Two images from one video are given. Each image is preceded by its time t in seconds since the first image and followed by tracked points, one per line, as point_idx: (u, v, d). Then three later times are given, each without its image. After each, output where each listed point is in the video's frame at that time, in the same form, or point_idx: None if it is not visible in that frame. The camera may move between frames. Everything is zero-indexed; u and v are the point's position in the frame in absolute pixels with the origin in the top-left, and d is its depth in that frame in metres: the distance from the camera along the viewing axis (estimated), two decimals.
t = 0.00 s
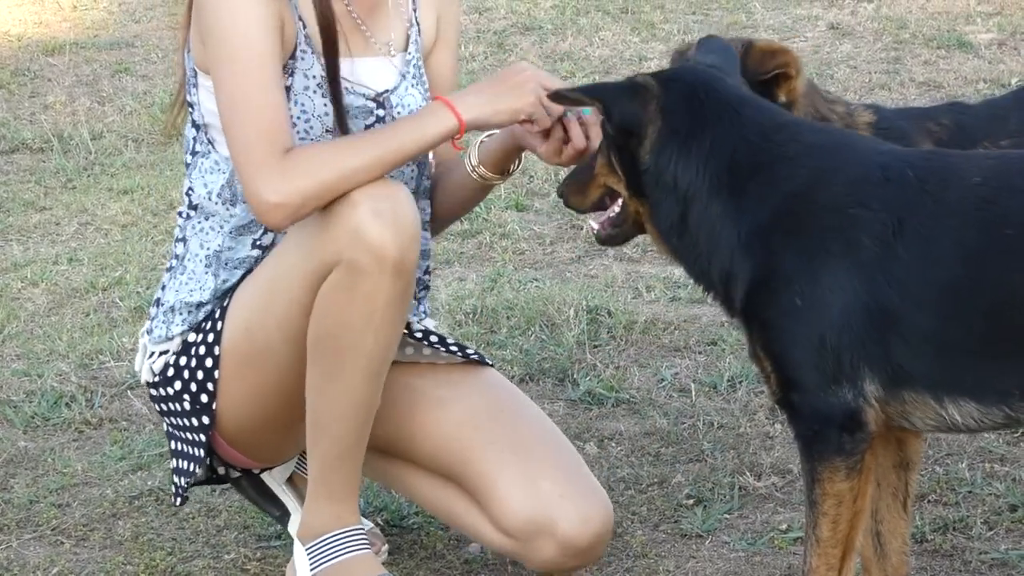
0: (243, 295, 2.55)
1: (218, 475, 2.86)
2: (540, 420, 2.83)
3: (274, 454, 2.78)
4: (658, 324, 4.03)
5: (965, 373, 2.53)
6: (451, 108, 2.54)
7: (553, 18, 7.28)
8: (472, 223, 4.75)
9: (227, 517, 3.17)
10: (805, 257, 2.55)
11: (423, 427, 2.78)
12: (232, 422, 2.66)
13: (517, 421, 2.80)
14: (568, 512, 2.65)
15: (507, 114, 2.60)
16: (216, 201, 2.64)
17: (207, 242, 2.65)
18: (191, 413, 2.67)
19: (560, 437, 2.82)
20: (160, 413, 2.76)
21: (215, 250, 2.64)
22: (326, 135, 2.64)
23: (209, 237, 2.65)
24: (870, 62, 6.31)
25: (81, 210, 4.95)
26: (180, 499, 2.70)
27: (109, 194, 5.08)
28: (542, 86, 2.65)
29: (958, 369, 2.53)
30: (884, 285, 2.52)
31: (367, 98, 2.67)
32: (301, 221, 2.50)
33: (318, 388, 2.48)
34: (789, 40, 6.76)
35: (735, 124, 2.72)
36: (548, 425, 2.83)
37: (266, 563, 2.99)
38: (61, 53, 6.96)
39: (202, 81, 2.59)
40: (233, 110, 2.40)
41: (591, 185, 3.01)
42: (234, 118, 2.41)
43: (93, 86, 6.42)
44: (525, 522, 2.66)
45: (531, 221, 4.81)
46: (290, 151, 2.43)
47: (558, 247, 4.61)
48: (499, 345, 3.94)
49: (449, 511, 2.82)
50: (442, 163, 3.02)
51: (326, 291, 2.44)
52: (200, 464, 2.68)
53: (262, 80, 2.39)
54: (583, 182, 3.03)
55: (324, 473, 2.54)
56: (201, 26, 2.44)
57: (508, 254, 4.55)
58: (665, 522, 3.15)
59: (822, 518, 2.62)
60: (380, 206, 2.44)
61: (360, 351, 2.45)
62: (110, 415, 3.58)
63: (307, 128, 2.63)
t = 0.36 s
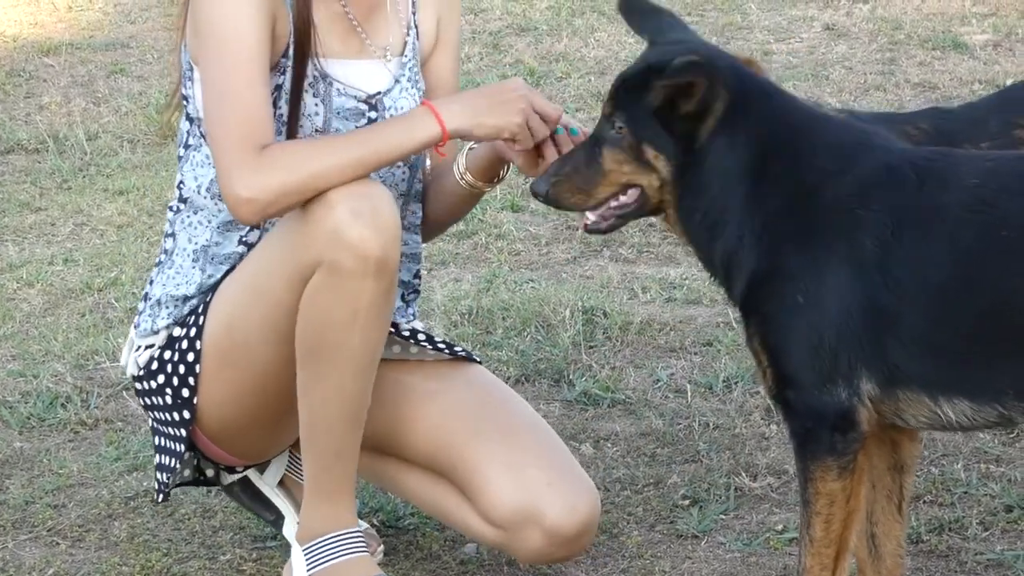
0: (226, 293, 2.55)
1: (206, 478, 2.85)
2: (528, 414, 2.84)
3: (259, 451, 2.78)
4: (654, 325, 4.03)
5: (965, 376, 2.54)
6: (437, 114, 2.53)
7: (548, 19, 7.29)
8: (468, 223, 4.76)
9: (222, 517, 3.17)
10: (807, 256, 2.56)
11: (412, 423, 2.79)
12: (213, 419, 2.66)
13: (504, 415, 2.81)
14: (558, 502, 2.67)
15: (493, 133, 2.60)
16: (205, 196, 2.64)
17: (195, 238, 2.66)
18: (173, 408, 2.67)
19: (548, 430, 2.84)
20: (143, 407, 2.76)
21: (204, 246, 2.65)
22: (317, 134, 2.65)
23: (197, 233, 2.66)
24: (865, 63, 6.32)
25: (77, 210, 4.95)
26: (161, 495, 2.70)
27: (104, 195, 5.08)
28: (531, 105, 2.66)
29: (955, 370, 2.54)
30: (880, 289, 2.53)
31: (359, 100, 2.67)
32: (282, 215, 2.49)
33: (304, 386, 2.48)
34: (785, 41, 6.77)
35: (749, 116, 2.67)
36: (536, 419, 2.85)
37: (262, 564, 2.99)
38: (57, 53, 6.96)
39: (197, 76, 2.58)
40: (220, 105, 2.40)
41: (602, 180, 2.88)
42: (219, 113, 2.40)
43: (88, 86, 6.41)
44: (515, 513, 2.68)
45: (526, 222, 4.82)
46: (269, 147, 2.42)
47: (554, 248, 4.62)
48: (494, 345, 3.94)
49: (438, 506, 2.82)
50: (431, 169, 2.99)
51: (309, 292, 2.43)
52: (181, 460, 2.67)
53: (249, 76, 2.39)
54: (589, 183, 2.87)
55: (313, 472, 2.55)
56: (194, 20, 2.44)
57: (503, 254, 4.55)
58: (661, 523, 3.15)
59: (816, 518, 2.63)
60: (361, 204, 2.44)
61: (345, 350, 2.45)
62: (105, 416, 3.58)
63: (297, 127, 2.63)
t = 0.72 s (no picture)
0: (226, 296, 2.55)
1: (198, 484, 2.85)
2: (527, 410, 2.85)
3: (258, 453, 2.79)
4: (651, 327, 4.03)
5: (966, 376, 2.65)
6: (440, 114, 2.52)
7: (544, 21, 7.28)
8: (464, 225, 4.76)
9: (219, 519, 3.17)
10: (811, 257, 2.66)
11: (411, 421, 2.79)
12: (211, 422, 2.66)
13: (504, 411, 2.81)
14: (561, 495, 2.68)
15: (496, 122, 2.57)
16: (205, 199, 2.65)
17: (192, 242, 2.66)
18: (171, 412, 2.68)
19: (547, 427, 2.84)
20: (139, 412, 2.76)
21: (201, 249, 2.65)
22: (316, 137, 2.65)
23: (194, 237, 2.66)
24: (861, 65, 6.32)
25: (73, 212, 4.95)
26: (156, 501, 2.70)
27: (101, 197, 5.08)
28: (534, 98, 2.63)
29: (955, 370, 2.65)
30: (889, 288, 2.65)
31: (359, 103, 2.68)
32: (282, 218, 2.49)
33: (306, 387, 2.47)
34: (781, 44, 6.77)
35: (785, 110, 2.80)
36: (535, 416, 2.85)
37: (259, 566, 2.99)
38: (53, 55, 6.96)
39: (192, 78, 2.59)
40: (220, 109, 2.40)
41: (681, 169, 2.78)
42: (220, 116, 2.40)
43: (85, 89, 6.41)
44: (517, 508, 2.68)
45: (523, 224, 4.82)
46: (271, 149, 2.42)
47: (551, 249, 4.63)
48: (491, 347, 3.94)
49: (439, 505, 2.83)
50: (425, 173, 2.99)
51: (311, 292, 2.44)
52: (179, 464, 2.68)
53: (250, 78, 2.39)
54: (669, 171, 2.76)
55: (314, 474, 2.54)
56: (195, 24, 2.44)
57: (501, 256, 4.56)
58: (658, 525, 3.14)
59: (818, 518, 2.69)
60: (363, 207, 2.44)
61: (346, 350, 2.45)
62: (102, 417, 3.59)
63: (298, 129, 2.63)
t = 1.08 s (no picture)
0: (225, 299, 2.55)
1: (193, 486, 2.85)
2: (526, 410, 2.85)
3: (257, 456, 2.79)
4: (648, 328, 4.04)
5: (965, 375, 2.65)
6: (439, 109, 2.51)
7: (541, 24, 7.29)
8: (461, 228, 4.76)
9: (216, 521, 3.17)
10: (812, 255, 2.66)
11: (411, 422, 2.79)
12: (211, 425, 2.66)
13: (503, 411, 2.82)
14: (560, 494, 2.68)
15: (500, 109, 2.54)
16: (205, 203, 2.64)
17: (191, 245, 2.66)
18: (170, 416, 2.68)
19: (546, 426, 2.85)
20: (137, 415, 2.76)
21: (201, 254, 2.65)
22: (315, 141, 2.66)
23: (194, 240, 2.66)
24: (858, 67, 6.32)
25: (69, 215, 4.95)
26: (152, 504, 2.71)
27: (97, 200, 5.08)
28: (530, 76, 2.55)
29: (953, 370, 2.65)
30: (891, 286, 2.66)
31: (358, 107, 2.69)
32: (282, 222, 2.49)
33: (307, 390, 2.48)
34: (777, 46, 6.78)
35: (791, 109, 2.79)
36: (534, 415, 2.85)
37: (256, 568, 2.99)
38: (50, 58, 6.96)
39: (192, 82, 2.59)
40: (222, 113, 2.40)
41: (696, 172, 2.75)
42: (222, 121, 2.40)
43: (82, 91, 6.42)
44: (517, 507, 2.68)
45: (520, 226, 4.83)
46: (271, 154, 2.41)
47: (548, 251, 4.63)
48: (487, 349, 3.95)
49: (438, 505, 2.83)
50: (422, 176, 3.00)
51: (312, 294, 2.44)
52: (177, 467, 2.68)
53: (250, 81, 2.39)
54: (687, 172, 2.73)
55: (314, 475, 2.54)
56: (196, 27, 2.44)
57: (497, 258, 4.56)
58: (654, 526, 3.14)
59: (815, 519, 2.69)
60: (363, 208, 2.45)
61: (347, 350, 2.46)
62: (99, 420, 3.59)
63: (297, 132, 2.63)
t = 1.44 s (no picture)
0: (225, 303, 2.55)
1: (191, 490, 2.84)
2: (520, 414, 2.85)
3: (254, 461, 2.78)
4: (645, 332, 4.04)
5: (961, 376, 2.65)
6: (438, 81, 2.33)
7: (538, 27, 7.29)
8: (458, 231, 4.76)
9: (213, 525, 3.17)
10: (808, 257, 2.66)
11: (408, 426, 2.79)
12: (209, 428, 2.65)
13: (498, 415, 2.82)
14: (557, 497, 2.68)
15: (473, 63, 2.28)
16: (207, 207, 2.64)
17: (191, 250, 2.66)
18: (169, 419, 2.67)
19: (541, 429, 2.85)
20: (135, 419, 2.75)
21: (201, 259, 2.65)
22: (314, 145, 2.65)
23: (193, 245, 2.66)
24: (855, 70, 6.32)
25: (66, 219, 4.95)
26: (150, 508, 2.70)
27: (94, 204, 5.08)
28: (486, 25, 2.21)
29: (949, 371, 2.66)
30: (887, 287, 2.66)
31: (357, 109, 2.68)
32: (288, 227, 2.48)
33: (309, 393, 2.47)
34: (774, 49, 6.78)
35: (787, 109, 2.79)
36: (529, 418, 2.85)
37: (253, 572, 2.99)
38: (47, 62, 6.96)
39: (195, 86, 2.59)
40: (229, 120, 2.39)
41: (692, 169, 2.77)
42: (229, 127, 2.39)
43: (78, 95, 6.41)
44: (514, 511, 2.68)
45: (517, 229, 4.82)
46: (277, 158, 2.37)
47: (545, 255, 4.63)
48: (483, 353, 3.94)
49: (436, 510, 2.82)
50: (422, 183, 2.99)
51: (313, 296, 2.44)
52: (175, 471, 2.68)
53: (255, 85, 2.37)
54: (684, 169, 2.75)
55: (314, 478, 2.54)
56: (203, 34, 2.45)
57: (494, 261, 4.56)
58: (651, 530, 3.14)
59: (812, 522, 2.69)
60: (365, 209, 2.44)
61: (347, 351, 2.45)
62: (96, 424, 3.59)
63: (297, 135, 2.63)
